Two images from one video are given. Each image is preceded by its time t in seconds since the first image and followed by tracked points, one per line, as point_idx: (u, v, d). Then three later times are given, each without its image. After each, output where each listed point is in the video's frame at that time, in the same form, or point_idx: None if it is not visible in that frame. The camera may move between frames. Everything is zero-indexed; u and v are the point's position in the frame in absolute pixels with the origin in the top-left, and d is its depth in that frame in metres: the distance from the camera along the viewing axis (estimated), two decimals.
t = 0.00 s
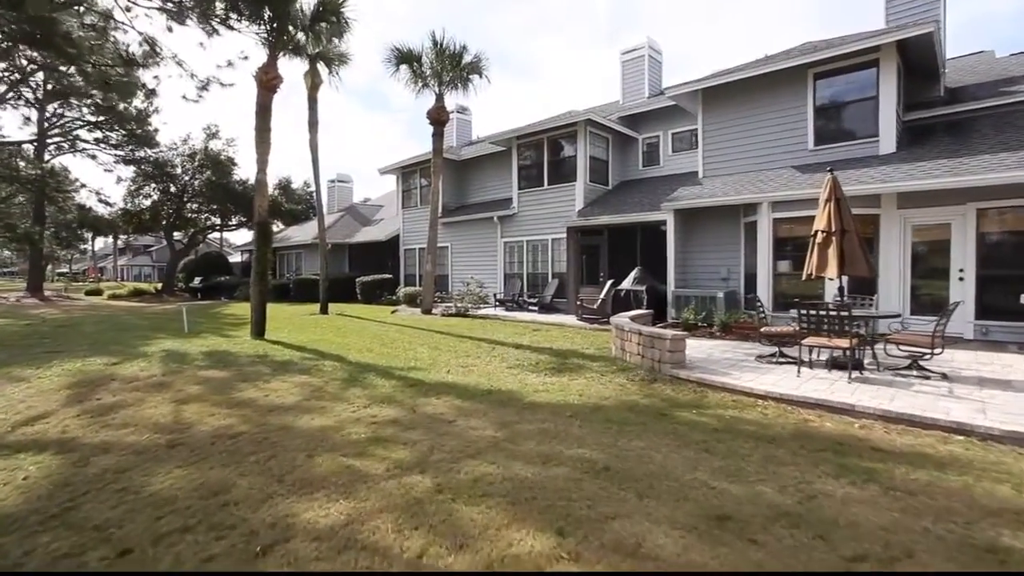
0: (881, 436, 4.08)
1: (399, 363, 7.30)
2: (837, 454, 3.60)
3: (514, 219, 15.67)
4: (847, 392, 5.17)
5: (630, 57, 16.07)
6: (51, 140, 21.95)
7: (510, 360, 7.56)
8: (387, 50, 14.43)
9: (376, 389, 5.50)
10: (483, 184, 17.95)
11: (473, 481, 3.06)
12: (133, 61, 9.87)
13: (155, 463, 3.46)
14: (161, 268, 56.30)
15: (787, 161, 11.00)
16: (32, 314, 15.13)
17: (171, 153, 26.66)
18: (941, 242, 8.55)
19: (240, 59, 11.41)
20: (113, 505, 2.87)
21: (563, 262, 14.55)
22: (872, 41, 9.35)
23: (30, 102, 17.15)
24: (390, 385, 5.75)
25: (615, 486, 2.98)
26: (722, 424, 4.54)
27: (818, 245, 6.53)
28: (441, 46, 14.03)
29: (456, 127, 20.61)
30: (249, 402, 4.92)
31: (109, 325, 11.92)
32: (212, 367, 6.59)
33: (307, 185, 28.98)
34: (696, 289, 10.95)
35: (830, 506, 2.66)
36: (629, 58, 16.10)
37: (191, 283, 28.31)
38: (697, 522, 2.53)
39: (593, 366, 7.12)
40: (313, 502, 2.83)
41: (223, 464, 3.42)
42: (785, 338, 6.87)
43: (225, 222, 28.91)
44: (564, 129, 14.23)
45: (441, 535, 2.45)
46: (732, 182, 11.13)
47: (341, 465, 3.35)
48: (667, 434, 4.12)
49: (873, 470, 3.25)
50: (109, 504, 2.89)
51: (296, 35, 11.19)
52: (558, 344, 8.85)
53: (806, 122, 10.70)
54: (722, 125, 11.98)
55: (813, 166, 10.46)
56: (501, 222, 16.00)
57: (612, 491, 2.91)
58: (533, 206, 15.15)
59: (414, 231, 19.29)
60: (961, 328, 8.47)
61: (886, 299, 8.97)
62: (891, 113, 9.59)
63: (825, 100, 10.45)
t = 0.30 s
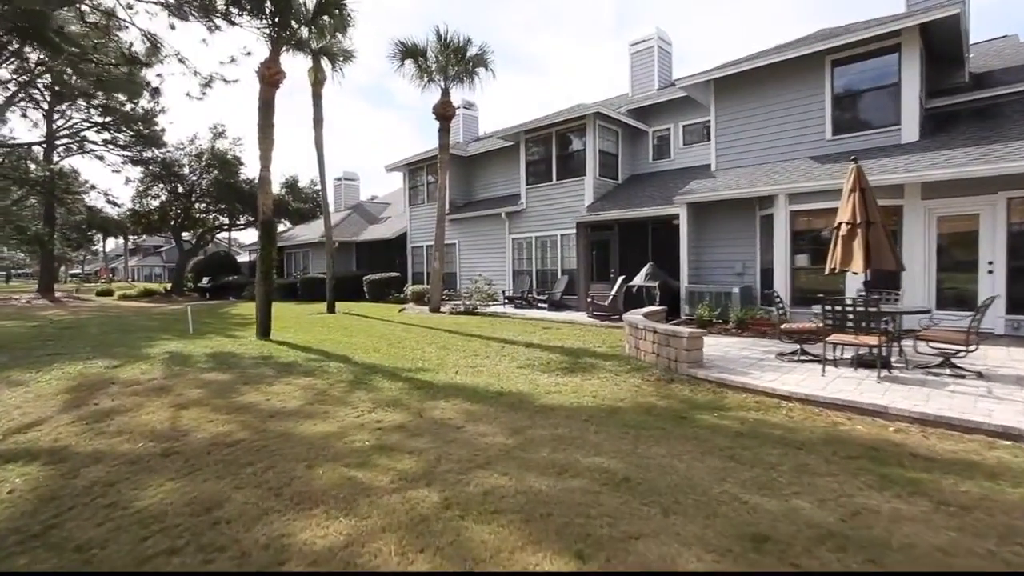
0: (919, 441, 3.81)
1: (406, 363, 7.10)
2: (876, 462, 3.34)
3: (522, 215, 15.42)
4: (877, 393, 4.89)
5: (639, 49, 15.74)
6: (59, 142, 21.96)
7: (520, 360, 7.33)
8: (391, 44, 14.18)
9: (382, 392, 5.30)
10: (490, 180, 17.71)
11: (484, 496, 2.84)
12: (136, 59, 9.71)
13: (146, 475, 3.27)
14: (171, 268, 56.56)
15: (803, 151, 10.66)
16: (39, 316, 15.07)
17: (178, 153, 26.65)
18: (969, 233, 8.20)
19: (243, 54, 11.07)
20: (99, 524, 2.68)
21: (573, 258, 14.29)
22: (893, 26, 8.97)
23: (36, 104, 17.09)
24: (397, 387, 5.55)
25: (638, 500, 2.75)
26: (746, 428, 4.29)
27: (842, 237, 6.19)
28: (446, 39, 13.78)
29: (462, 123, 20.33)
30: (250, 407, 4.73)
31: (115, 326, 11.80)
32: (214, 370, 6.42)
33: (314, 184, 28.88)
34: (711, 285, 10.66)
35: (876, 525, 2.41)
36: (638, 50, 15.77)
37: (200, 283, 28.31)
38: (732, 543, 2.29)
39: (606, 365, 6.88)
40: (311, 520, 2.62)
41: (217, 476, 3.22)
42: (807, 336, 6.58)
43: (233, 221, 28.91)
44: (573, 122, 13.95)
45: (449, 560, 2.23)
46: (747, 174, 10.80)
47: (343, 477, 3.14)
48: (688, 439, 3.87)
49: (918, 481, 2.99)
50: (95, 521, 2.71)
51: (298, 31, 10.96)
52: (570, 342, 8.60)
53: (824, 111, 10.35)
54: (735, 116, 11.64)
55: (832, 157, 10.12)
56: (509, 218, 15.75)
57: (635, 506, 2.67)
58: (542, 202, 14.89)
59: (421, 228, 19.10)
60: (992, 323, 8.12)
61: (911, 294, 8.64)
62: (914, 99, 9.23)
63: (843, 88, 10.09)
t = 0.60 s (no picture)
0: (957, 452, 3.56)
1: (410, 368, 6.88)
2: (915, 476, 3.09)
3: (528, 215, 15.19)
4: (905, 399, 4.63)
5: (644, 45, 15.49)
6: (64, 147, 21.92)
7: (528, 364, 7.11)
8: (392, 43, 13.98)
9: (385, 400, 5.09)
10: (494, 180, 17.50)
11: (491, 518, 2.62)
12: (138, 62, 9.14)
13: (132, 494, 3.07)
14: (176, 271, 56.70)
15: (816, 146, 10.38)
16: (42, 321, 14.96)
17: (183, 157, 26.60)
18: (992, 229, 7.90)
19: (243, 54, 10.67)
20: (74, 551, 2.47)
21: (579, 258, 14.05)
22: (909, 15, 8.68)
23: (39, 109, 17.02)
24: (399, 394, 5.34)
25: (660, 523, 2.51)
26: (769, 437, 4.04)
27: (863, 232, 5.96)
28: (449, 37, 13.60)
29: (465, 123, 20.10)
30: (246, 417, 4.52)
31: (116, 331, 11.64)
32: (211, 376, 6.22)
33: (318, 186, 28.76)
34: (722, 285, 10.39)
35: (927, 554, 2.17)
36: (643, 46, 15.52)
37: (205, 286, 28.23)
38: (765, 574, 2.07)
39: (616, 369, 6.64)
40: (303, 547, 2.41)
41: (205, 496, 3.01)
42: (826, 337, 6.31)
43: (238, 224, 28.82)
44: (578, 120, 13.71)
45: None
46: (758, 170, 10.53)
47: (338, 497, 2.93)
48: (709, 451, 3.63)
49: (964, 500, 2.74)
50: (70, 548, 2.50)
51: (298, 29, 10.78)
52: (578, 344, 8.35)
53: (837, 105, 10.07)
54: (745, 111, 11.37)
55: (846, 151, 9.83)
56: (514, 218, 15.53)
57: (656, 530, 2.44)
58: (547, 201, 14.65)
59: (425, 229, 18.92)
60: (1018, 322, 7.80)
61: (930, 281, 8.35)
62: (932, 91, 8.93)
63: (857, 81, 9.81)
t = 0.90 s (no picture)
0: (998, 473, 3.29)
1: (410, 373, 6.64)
2: (961, 502, 2.83)
3: (532, 216, 14.95)
4: (934, 411, 4.37)
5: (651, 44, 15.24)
6: (66, 145, 21.80)
7: (533, 369, 6.85)
8: (395, 42, 13.79)
9: (383, 407, 4.85)
10: (498, 181, 17.27)
11: (496, 547, 2.37)
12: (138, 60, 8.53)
13: (106, 512, 2.83)
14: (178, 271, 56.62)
15: (830, 147, 10.11)
16: (39, 320, 14.75)
17: (185, 156, 26.47)
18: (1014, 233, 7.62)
19: (243, 51, 10.14)
20: None
21: (584, 260, 13.80)
22: (926, 11, 8.42)
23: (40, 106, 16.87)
24: (399, 401, 5.10)
25: (683, 557, 2.27)
26: (792, 453, 3.78)
27: (884, 236, 5.69)
28: (453, 35, 13.37)
29: (469, 123, 19.88)
30: (236, 425, 4.28)
31: (113, 331, 11.42)
32: (204, 381, 5.98)
33: (320, 186, 28.57)
34: (732, 289, 10.13)
35: None
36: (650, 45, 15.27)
37: (206, 286, 28.07)
38: None
39: (624, 376, 6.39)
40: None
41: (183, 516, 2.77)
42: (845, 344, 6.03)
43: (240, 223, 28.64)
44: (584, 120, 13.47)
45: None
46: (769, 171, 10.27)
47: (330, 520, 2.69)
48: (729, 468, 3.38)
49: (1019, 531, 2.49)
50: None
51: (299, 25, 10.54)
52: (585, 349, 8.10)
53: (852, 104, 9.79)
54: (756, 110, 11.10)
55: (860, 152, 9.56)
56: (518, 219, 15.30)
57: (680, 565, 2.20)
58: (552, 202, 14.41)
59: (428, 230, 18.70)
60: None
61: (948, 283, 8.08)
62: (950, 90, 8.65)
63: (873, 79, 9.53)
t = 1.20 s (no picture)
0: None
1: (406, 377, 6.40)
2: (1002, 532, 2.60)
3: (533, 216, 14.72)
4: (957, 426, 4.14)
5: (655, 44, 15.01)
6: (62, 140, 21.54)
7: (534, 375, 6.62)
8: (396, 37, 13.56)
9: (377, 415, 4.61)
10: (499, 180, 17.03)
11: None
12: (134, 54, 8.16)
13: (71, 534, 2.59)
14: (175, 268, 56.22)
15: (839, 149, 9.89)
16: (30, 317, 14.45)
17: (183, 152, 26.23)
18: None
19: (240, 45, 9.59)
20: None
21: (586, 262, 13.58)
22: (940, 11, 8.21)
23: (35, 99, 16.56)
24: (394, 408, 4.87)
25: None
26: (812, 470, 3.55)
27: (901, 241, 5.47)
28: (455, 31, 13.14)
29: (470, 121, 19.66)
30: (221, 434, 4.04)
31: (103, 329, 11.15)
32: (191, 384, 5.74)
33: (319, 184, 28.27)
34: (737, 292, 9.91)
35: None
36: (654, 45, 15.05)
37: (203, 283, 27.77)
38: None
39: (628, 383, 6.16)
40: None
41: (155, 538, 2.54)
42: (859, 352, 5.80)
43: (240, 222, 28.14)
44: (587, 120, 13.26)
45: None
46: (776, 173, 10.05)
47: (314, 545, 2.45)
48: (747, 489, 3.15)
49: None
50: None
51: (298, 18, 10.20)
52: (588, 354, 7.86)
53: (862, 106, 9.57)
54: (763, 111, 10.88)
55: (870, 155, 9.34)
56: (519, 219, 15.07)
57: None
58: (553, 202, 14.19)
59: (427, 229, 18.45)
60: None
61: (960, 289, 7.84)
62: (964, 92, 8.44)
63: (884, 80, 9.31)
